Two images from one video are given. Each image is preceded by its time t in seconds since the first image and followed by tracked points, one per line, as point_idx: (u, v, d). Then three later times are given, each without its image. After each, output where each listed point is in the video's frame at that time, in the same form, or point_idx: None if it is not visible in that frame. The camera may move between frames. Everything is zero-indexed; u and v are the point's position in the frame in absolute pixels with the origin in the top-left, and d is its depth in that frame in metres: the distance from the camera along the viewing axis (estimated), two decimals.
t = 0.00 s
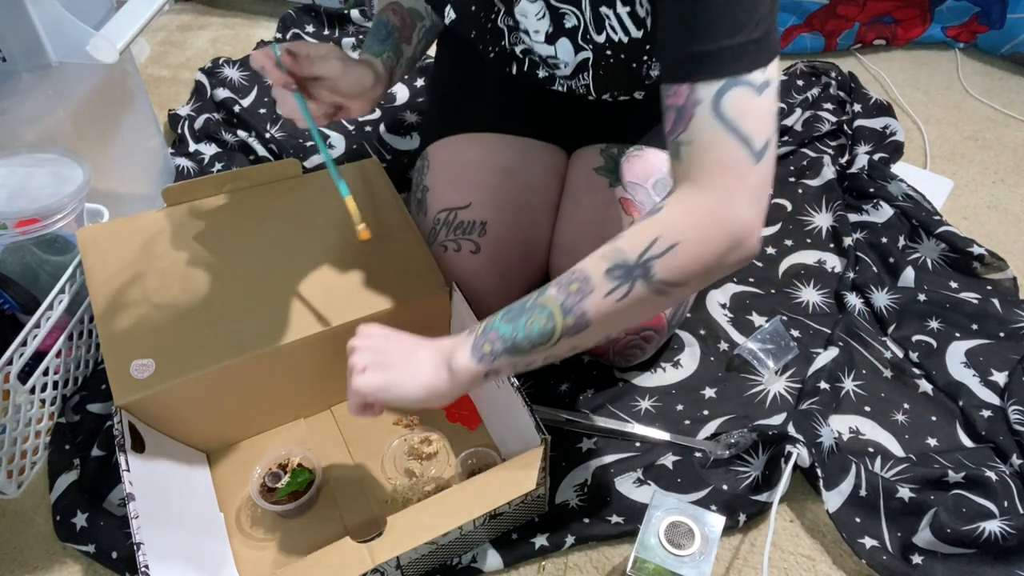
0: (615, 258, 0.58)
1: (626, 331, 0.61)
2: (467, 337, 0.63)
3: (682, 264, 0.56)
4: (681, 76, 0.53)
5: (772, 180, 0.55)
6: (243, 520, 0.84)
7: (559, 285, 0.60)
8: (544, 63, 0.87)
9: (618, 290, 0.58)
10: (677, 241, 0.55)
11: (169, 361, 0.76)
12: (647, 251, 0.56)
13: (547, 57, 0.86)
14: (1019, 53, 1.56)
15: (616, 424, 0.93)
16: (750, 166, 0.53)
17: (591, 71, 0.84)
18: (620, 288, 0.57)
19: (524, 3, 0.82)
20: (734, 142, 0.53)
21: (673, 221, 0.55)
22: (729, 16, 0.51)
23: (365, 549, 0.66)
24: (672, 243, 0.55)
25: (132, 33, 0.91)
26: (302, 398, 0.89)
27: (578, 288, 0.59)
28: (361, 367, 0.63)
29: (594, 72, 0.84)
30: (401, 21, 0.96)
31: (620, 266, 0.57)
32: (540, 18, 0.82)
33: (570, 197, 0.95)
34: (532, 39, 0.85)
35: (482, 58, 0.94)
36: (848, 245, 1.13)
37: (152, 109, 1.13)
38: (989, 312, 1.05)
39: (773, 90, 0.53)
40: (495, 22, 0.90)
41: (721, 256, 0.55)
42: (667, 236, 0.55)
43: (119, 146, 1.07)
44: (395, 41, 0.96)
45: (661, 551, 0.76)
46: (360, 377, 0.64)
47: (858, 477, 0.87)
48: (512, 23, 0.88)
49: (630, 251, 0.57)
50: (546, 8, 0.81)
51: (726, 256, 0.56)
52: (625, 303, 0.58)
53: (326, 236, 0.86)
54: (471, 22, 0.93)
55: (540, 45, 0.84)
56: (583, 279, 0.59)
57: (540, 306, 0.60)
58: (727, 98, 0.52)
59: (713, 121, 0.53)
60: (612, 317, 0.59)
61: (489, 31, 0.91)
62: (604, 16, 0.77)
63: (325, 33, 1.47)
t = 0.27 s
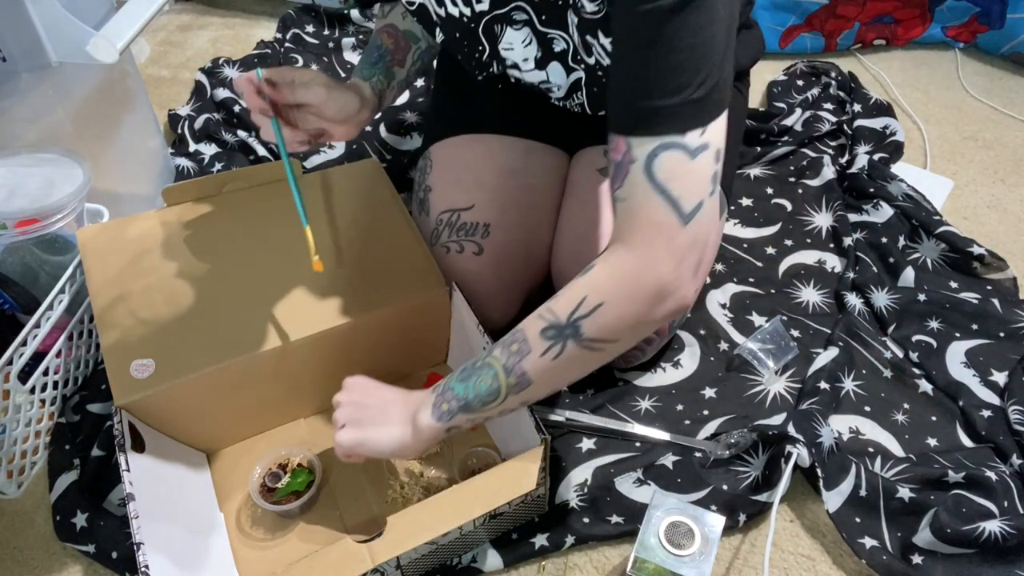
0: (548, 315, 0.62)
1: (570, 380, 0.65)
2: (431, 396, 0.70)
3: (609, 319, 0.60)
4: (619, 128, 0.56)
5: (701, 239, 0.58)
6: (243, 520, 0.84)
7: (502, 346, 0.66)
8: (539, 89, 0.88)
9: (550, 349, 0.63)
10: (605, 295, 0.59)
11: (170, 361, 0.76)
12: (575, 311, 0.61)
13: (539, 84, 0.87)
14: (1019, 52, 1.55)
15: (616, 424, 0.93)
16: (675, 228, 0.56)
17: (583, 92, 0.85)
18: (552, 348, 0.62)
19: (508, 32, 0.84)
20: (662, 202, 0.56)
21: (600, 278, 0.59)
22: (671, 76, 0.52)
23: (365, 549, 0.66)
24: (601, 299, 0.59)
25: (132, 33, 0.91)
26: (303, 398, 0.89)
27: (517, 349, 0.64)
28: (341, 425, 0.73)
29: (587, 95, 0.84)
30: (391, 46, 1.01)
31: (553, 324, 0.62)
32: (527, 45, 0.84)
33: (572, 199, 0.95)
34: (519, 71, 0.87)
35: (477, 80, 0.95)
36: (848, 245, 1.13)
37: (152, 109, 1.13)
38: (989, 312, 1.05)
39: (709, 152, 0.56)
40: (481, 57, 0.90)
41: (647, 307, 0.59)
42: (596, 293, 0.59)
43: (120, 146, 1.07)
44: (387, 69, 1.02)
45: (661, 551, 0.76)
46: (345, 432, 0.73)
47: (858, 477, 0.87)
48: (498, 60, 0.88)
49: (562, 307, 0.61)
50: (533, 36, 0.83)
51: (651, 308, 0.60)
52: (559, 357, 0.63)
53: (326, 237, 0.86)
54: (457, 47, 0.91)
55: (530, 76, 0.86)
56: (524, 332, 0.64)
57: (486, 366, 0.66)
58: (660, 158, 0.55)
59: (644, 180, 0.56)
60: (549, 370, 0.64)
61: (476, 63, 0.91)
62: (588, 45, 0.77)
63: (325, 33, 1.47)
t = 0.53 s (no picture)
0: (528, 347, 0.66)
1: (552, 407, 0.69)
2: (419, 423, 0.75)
3: (584, 352, 0.64)
4: (595, 165, 0.59)
5: (675, 274, 0.61)
6: (243, 520, 0.84)
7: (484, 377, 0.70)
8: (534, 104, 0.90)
9: (528, 381, 0.67)
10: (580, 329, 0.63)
11: (169, 361, 0.76)
12: (551, 345, 0.64)
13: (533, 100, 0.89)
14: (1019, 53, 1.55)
15: (616, 424, 0.93)
16: (646, 265, 0.59)
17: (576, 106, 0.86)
18: (529, 379, 0.66)
19: (498, 56, 0.85)
20: (635, 239, 0.59)
21: (576, 312, 0.62)
22: (645, 110, 0.55)
23: (365, 550, 0.66)
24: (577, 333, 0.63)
25: (131, 34, 0.91)
26: (302, 398, 0.89)
27: (498, 379, 0.68)
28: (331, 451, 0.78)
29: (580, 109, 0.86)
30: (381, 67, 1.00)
31: (531, 356, 0.66)
32: (517, 67, 0.85)
33: (572, 200, 0.95)
34: (511, 90, 0.89)
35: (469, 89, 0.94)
36: (848, 245, 1.13)
37: (152, 108, 1.13)
38: (989, 312, 1.05)
39: (681, 190, 0.58)
40: (472, 77, 0.91)
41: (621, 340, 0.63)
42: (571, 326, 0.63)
43: (120, 146, 1.07)
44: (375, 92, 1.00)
45: (661, 551, 0.76)
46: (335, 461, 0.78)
47: (858, 477, 0.87)
48: (489, 80, 0.89)
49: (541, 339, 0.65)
50: (522, 58, 0.83)
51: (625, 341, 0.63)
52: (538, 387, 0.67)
53: (326, 237, 0.86)
54: (449, 66, 0.92)
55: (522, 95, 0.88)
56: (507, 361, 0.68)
57: (469, 395, 0.70)
58: (632, 197, 0.58)
59: (618, 218, 0.59)
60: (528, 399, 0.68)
61: (468, 81, 0.92)
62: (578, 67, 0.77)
63: (325, 33, 1.47)
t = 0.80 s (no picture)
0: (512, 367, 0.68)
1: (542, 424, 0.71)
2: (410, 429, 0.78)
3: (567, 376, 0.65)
4: (573, 201, 0.59)
5: (657, 304, 0.61)
6: (243, 520, 0.84)
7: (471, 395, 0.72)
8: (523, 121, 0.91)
9: (511, 401, 0.69)
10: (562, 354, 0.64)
11: (168, 362, 0.76)
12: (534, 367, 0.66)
13: (522, 119, 0.90)
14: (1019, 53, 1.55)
15: (616, 424, 0.93)
16: (623, 297, 0.60)
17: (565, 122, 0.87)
18: (513, 399, 0.69)
19: (481, 84, 0.85)
20: (613, 272, 0.59)
21: (558, 338, 0.64)
22: (617, 149, 0.54)
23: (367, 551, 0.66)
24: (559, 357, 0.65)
25: (131, 34, 0.92)
26: (300, 398, 0.89)
27: (484, 396, 0.71)
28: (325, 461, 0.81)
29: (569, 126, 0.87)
30: (394, 98, 0.96)
31: (515, 376, 0.68)
32: (501, 93, 0.85)
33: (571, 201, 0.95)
34: (499, 111, 0.89)
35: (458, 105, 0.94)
36: (848, 245, 1.13)
37: (152, 108, 1.13)
38: (989, 312, 1.05)
39: (658, 221, 0.58)
40: (457, 102, 0.92)
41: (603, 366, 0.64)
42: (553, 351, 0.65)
43: (120, 146, 1.07)
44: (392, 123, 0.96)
45: (661, 551, 0.76)
46: (330, 467, 0.81)
47: (858, 477, 0.87)
48: (476, 104, 0.90)
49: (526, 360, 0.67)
50: (505, 84, 0.83)
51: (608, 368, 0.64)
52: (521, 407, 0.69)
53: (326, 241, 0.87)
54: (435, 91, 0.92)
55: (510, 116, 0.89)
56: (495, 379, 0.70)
57: (456, 412, 0.73)
58: (608, 231, 0.58)
59: (595, 251, 0.59)
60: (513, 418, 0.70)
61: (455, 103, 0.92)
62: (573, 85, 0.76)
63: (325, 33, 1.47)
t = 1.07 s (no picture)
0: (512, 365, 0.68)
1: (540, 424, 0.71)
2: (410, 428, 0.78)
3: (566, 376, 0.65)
4: (573, 201, 0.59)
5: (657, 304, 0.61)
6: (243, 520, 0.84)
7: (471, 394, 0.72)
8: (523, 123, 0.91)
9: (512, 400, 0.69)
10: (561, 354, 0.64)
11: (168, 361, 0.76)
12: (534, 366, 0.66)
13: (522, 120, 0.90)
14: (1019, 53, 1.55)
15: (616, 424, 0.93)
16: (624, 296, 0.60)
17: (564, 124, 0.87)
18: (513, 398, 0.69)
19: (481, 84, 0.85)
20: (613, 272, 0.59)
21: (558, 338, 0.64)
22: (617, 149, 0.54)
23: (367, 551, 0.66)
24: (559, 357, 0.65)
25: (131, 33, 0.93)
26: (299, 398, 0.89)
27: (484, 396, 0.71)
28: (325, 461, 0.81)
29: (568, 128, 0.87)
30: (394, 100, 0.96)
31: (515, 376, 0.68)
32: (500, 94, 0.85)
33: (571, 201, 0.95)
34: (498, 113, 0.90)
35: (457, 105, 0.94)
36: (848, 245, 1.13)
37: (152, 108, 1.13)
38: (989, 312, 1.05)
39: (659, 221, 0.58)
40: (457, 103, 0.92)
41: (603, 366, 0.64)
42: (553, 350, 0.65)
43: (120, 146, 1.07)
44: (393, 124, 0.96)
45: (661, 551, 0.76)
46: (329, 467, 0.81)
47: (858, 477, 0.87)
48: (476, 105, 0.90)
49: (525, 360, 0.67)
50: (505, 84, 0.83)
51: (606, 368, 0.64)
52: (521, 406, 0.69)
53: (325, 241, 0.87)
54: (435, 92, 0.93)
55: (510, 117, 0.89)
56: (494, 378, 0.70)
57: (456, 411, 0.73)
58: (608, 231, 0.58)
59: (595, 251, 0.59)
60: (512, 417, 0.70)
61: (455, 104, 0.93)
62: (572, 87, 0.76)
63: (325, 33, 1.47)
